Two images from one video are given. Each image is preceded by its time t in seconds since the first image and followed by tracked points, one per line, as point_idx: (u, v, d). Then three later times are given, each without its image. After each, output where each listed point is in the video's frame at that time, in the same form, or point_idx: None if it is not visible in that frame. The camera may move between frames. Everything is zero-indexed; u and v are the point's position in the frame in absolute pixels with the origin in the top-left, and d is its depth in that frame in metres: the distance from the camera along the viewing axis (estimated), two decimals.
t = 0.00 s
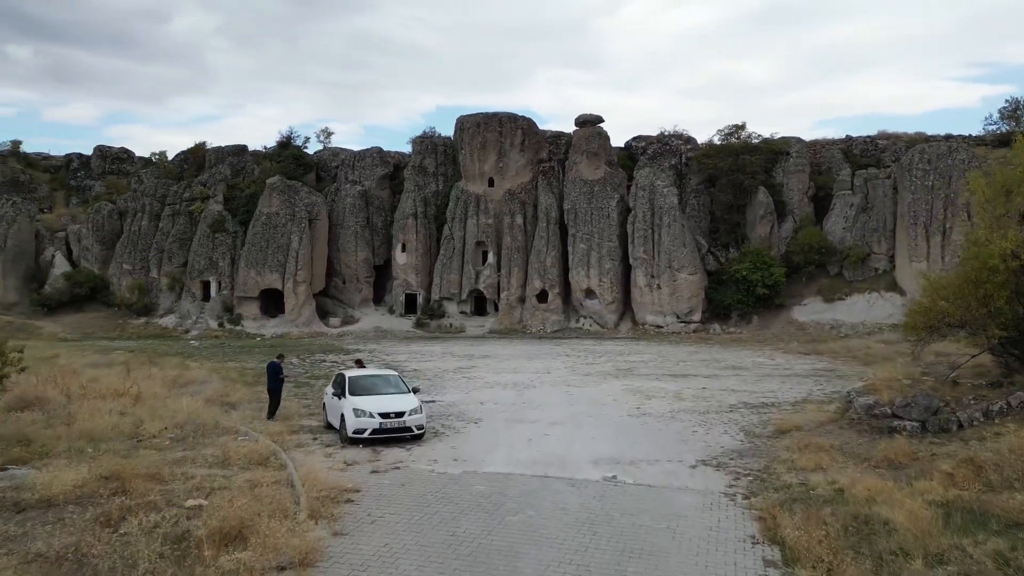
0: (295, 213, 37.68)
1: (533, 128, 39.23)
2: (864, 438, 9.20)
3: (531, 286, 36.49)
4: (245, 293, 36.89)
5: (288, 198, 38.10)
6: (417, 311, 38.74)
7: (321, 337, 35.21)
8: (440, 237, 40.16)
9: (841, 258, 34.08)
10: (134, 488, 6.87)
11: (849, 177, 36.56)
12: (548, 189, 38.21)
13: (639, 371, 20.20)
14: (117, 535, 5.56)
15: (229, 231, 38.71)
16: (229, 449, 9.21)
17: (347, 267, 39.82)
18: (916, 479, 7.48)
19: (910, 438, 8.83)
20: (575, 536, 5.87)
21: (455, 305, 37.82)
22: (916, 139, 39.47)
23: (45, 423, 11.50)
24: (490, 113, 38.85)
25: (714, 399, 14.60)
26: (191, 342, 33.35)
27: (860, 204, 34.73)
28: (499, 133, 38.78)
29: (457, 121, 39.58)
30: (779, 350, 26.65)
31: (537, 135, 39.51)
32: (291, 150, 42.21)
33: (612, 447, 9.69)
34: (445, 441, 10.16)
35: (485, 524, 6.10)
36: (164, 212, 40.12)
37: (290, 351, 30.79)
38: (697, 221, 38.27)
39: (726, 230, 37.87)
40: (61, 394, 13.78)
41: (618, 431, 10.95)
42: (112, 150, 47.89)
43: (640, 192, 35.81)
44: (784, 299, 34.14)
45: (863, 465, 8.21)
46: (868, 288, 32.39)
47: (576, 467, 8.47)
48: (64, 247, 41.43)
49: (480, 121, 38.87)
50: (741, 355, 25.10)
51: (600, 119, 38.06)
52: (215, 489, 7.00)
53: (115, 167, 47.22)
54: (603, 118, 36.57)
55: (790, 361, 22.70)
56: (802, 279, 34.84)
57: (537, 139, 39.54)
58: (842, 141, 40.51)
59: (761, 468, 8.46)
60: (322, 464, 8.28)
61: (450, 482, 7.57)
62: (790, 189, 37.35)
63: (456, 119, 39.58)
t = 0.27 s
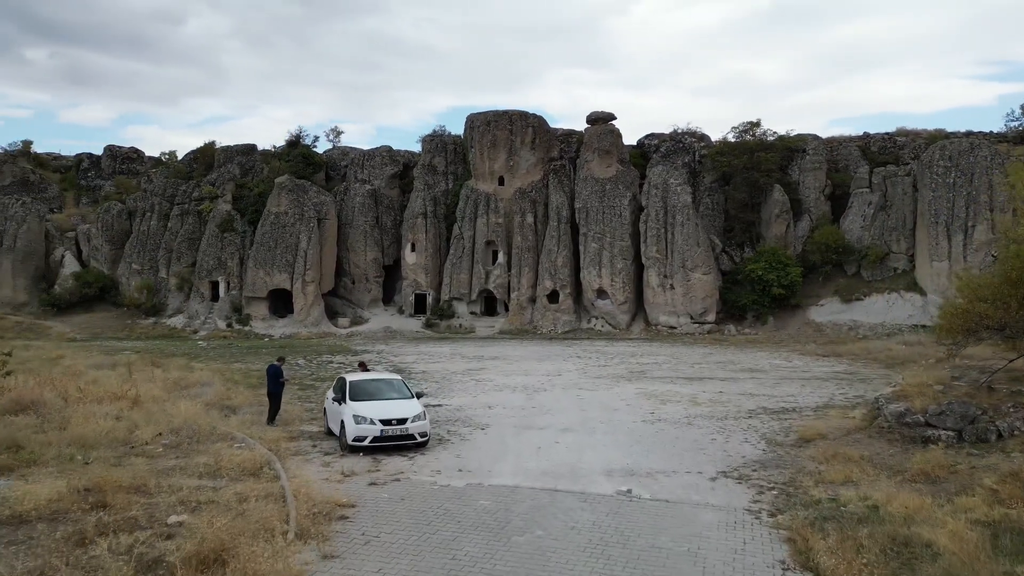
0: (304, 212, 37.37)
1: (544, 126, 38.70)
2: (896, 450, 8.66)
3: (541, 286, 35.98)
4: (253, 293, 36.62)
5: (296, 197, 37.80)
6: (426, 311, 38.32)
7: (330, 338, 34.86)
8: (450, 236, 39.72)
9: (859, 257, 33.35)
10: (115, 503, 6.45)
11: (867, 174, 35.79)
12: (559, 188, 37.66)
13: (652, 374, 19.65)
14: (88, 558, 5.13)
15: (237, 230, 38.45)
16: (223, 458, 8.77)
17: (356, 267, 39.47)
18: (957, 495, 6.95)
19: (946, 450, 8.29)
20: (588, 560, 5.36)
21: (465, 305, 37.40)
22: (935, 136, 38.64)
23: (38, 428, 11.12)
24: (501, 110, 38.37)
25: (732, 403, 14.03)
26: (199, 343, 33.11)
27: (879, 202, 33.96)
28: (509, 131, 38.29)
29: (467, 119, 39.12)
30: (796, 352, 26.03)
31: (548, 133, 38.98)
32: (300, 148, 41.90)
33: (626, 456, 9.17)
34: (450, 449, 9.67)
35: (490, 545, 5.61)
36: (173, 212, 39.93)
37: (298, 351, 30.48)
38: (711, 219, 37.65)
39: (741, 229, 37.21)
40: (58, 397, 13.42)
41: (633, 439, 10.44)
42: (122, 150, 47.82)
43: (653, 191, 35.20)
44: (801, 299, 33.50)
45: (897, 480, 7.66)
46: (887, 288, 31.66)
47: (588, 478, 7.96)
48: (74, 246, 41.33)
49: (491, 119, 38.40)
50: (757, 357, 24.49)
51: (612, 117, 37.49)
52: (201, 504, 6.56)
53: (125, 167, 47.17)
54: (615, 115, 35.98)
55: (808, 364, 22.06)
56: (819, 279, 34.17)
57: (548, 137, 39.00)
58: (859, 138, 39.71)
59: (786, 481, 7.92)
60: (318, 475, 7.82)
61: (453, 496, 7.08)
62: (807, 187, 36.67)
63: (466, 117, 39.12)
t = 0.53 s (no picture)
0: (312, 212, 37.05)
1: (555, 123, 38.15)
2: (930, 464, 8.11)
3: (552, 286, 35.47)
4: (261, 293, 36.32)
5: (305, 196, 37.49)
6: (435, 312, 37.90)
7: (338, 338, 34.50)
8: (459, 236, 39.27)
9: (877, 257, 32.60)
10: (88, 519, 6.02)
11: (885, 171, 35.00)
12: (570, 186, 37.10)
13: (666, 377, 19.07)
14: None
15: (246, 230, 38.18)
16: (214, 466, 8.34)
17: (364, 267, 39.10)
18: (1003, 515, 6.39)
19: (987, 464, 7.72)
20: None
21: (474, 305, 36.97)
22: (955, 132, 37.79)
23: (29, 433, 10.74)
24: (510, 108, 37.88)
25: (749, 409, 13.46)
26: (206, 344, 32.84)
27: (898, 200, 33.18)
28: (519, 129, 37.80)
29: (476, 116, 38.67)
30: (813, 353, 25.39)
31: (558, 130, 38.42)
32: (308, 147, 41.56)
33: (640, 467, 8.64)
34: (453, 458, 9.17)
35: (491, 570, 5.12)
36: (181, 212, 39.71)
37: (305, 352, 30.12)
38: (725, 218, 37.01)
39: (755, 228, 36.54)
40: (53, 400, 13.04)
41: (647, 448, 9.92)
42: (132, 150, 47.72)
43: (666, 189, 34.59)
44: (817, 299, 32.84)
45: (934, 497, 7.09)
46: (906, 288, 30.92)
47: (599, 492, 7.45)
48: (83, 246, 41.21)
49: (500, 117, 37.94)
50: (773, 359, 23.87)
51: (623, 113, 36.88)
52: (180, 521, 6.10)
53: (135, 167, 47.10)
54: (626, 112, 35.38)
55: (826, 366, 21.41)
56: (835, 279, 33.49)
57: (559, 135, 38.46)
58: (877, 134, 38.89)
59: (812, 496, 7.37)
60: (311, 489, 7.33)
61: (453, 512, 6.58)
62: (823, 185, 35.97)
63: (476, 115, 38.66)
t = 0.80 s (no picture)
0: (319, 211, 36.73)
1: (564, 121, 37.61)
2: (960, 478, 7.55)
3: (561, 287, 34.95)
4: (268, 293, 36.02)
5: (311, 196, 37.16)
6: (443, 312, 37.48)
7: (344, 339, 34.13)
8: (467, 235, 38.82)
9: (894, 256, 31.85)
10: (46, 539, 5.59)
11: (902, 169, 34.22)
12: (579, 184, 36.55)
13: (676, 380, 18.51)
14: None
15: (252, 230, 37.90)
16: (196, 476, 7.90)
17: (372, 267, 38.73)
18: None
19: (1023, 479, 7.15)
20: None
21: (482, 306, 36.52)
22: (975, 129, 36.93)
23: (12, 439, 10.35)
24: (519, 106, 37.39)
25: (764, 414, 12.90)
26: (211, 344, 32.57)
27: (915, 198, 32.42)
28: (528, 127, 37.30)
29: (485, 114, 38.20)
30: (828, 355, 24.73)
31: (568, 128, 37.88)
32: (315, 146, 41.23)
33: (648, 480, 8.12)
34: (450, 468, 8.67)
35: None
36: (188, 211, 39.50)
37: (311, 352, 29.75)
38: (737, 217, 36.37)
39: (768, 226, 35.86)
40: (43, 404, 12.67)
41: (655, 457, 9.40)
42: (140, 149, 47.63)
43: (677, 187, 33.98)
44: (832, 300, 32.13)
45: (967, 516, 6.52)
46: (925, 288, 30.16)
47: (602, 507, 6.94)
48: (90, 246, 41.10)
49: (508, 114, 37.45)
50: (788, 361, 23.24)
51: (634, 111, 36.28)
52: (145, 541, 5.65)
53: (143, 166, 47.01)
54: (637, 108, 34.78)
55: (843, 368, 20.77)
56: (851, 279, 32.76)
57: (568, 133, 37.92)
58: (893, 131, 38.08)
59: (833, 513, 6.83)
60: (293, 503, 6.87)
61: (444, 531, 6.09)
62: (838, 183, 35.26)
63: (484, 112, 38.20)
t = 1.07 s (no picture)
0: (324, 210, 36.39)
1: (572, 119, 37.06)
2: (986, 495, 6.98)
3: (568, 287, 34.42)
4: (272, 293, 35.71)
5: (317, 195, 36.83)
6: (449, 312, 37.06)
7: (349, 340, 33.76)
8: (474, 235, 38.36)
9: (909, 255, 31.07)
10: None
11: (917, 166, 33.44)
12: (587, 183, 35.99)
13: (684, 383, 17.94)
14: None
15: (257, 229, 37.61)
16: (167, 488, 7.46)
17: (377, 266, 38.34)
18: None
19: None
20: None
21: (488, 306, 36.07)
22: (993, 125, 36.07)
23: None
24: (526, 103, 36.89)
25: (774, 421, 12.33)
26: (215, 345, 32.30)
27: (932, 196, 31.63)
28: (535, 125, 36.79)
29: (491, 112, 37.74)
30: (842, 357, 24.07)
31: (576, 126, 37.33)
32: (321, 145, 40.91)
33: (647, 494, 7.59)
34: (439, 480, 8.18)
35: None
36: (193, 211, 39.28)
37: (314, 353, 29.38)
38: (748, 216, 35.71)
39: (780, 226, 35.17)
40: (27, 407, 12.31)
41: (657, 468, 8.87)
42: (147, 149, 47.56)
43: (686, 185, 33.36)
44: (845, 300, 31.43)
45: (995, 539, 5.96)
46: (941, 288, 29.41)
47: (596, 526, 6.42)
48: (96, 246, 40.99)
49: (515, 112, 36.97)
50: (799, 363, 22.62)
51: (643, 107, 35.66)
52: (91, 564, 5.20)
53: (150, 166, 46.93)
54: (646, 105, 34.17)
55: (857, 372, 20.11)
56: (865, 279, 32.05)
57: (576, 130, 37.36)
58: (909, 127, 37.26)
59: (846, 534, 6.28)
60: (261, 519, 6.39)
61: (419, 554, 5.58)
62: (852, 181, 34.56)
63: (491, 110, 37.73)
